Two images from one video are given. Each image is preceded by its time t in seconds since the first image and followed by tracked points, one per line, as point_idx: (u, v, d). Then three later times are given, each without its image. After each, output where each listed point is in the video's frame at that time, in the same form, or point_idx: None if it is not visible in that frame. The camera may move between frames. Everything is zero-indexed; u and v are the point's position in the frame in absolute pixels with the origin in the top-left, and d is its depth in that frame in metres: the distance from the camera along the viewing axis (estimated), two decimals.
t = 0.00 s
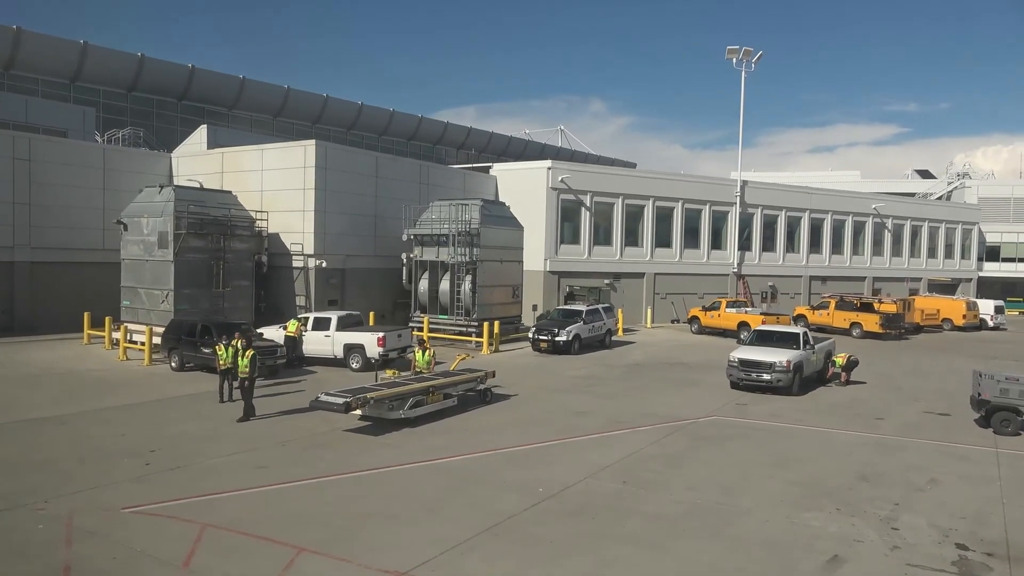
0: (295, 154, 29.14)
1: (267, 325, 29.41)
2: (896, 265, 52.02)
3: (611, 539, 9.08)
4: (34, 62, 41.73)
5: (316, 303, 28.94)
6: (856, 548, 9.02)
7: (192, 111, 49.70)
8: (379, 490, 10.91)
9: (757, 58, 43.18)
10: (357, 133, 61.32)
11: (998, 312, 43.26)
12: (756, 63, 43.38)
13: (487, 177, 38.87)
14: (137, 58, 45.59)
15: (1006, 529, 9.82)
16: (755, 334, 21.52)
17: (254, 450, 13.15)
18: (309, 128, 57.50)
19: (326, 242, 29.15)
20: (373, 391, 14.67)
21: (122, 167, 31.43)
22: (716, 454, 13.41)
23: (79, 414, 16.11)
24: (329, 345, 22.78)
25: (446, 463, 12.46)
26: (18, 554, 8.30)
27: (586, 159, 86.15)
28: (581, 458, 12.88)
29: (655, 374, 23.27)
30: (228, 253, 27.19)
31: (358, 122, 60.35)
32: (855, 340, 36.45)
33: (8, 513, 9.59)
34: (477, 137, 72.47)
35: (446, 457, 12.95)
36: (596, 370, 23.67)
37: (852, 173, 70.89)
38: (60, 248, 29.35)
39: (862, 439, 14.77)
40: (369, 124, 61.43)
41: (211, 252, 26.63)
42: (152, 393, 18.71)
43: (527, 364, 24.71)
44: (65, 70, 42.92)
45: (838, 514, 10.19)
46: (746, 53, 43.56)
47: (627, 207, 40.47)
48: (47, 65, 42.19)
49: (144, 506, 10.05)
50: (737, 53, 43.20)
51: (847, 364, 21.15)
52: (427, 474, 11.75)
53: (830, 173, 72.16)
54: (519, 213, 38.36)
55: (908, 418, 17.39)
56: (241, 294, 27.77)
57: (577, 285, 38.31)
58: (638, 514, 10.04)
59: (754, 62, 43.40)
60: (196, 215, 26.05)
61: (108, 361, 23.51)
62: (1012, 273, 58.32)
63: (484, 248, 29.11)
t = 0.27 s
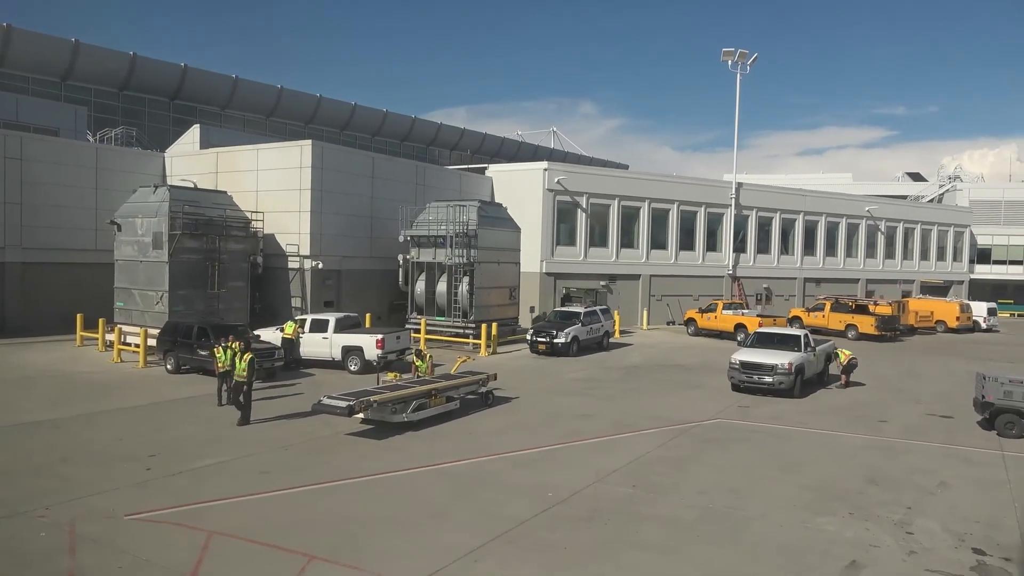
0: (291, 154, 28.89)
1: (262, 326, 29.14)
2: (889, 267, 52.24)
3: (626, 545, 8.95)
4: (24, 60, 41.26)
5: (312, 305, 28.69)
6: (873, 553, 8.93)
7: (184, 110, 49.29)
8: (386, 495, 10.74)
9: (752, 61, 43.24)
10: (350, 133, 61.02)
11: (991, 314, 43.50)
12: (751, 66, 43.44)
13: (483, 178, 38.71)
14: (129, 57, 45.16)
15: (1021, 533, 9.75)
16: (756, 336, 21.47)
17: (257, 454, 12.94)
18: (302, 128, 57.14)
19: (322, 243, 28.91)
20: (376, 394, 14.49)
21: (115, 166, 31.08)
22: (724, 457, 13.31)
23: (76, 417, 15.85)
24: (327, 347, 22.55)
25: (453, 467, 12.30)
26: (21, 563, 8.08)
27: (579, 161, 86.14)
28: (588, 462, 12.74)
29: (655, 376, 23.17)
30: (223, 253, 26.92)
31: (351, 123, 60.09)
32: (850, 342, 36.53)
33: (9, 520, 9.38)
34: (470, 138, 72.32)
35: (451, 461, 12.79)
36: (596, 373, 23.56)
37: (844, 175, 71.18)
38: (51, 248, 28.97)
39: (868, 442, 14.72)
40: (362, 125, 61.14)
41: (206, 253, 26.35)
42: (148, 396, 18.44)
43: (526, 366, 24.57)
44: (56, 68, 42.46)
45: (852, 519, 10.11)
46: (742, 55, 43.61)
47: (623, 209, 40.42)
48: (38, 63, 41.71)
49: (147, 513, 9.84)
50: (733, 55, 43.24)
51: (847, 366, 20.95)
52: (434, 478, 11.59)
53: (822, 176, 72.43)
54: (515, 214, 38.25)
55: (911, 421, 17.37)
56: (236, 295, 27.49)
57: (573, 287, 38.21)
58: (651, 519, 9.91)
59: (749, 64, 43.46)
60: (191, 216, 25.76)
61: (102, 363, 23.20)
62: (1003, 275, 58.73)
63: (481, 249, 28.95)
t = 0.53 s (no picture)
0: (283, 154, 28.62)
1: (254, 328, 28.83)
2: (878, 269, 52.57)
3: (636, 551, 8.83)
4: (10, 57, 40.66)
5: (304, 306, 28.42)
6: (885, 557, 8.86)
7: (172, 110, 48.79)
8: (389, 501, 10.57)
9: (744, 63, 43.35)
10: (340, 134, 60.67)
11: (980, 315, 43.84)
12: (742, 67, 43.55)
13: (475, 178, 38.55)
14: (117, 55, 44.64)
15: None
16: (753, 338, 21.44)
17: (255, 458, 12.73)
18: (292, 128, 56.73)
19: (315, 244, 28.65)
20: (375, 397, 14.31)
21: (104, 166, 30.68)
22: (727, 460, 13.23)
23: (67, 421, 15.55)
24: (321, 349, 22.32)
25: (455, 471, 12.14)
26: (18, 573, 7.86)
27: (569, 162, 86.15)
28: (592, 465, 12.62)
29: (651, 378, 23.11)
30: (215, 254, 26.61)
31: (341, 123, 59.73)
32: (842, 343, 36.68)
33: (4, 528, 9.13)
34: (460, 139, 72.15)
35: (454, 465, 12.62)
36: (592, 374, 23.47)
37: (833, 177, 71.60)
38: (39, 248, 28.52)
39: (869, 445, 14.69)
40: (352, 125, 60.79)
41: (197, 253, 26.03)
42: (141, 399, 18.16)
43: (522, 368, 24.44)
44: (43, 66, 41.89)
45: (860, 522, 10.04)
46: (733, 57, 43.71)
47: (616, 210, 40.39)
48: (23, 61, 41.11)
49: (146, 520, 9.62)
50: (725, 57, 43.34)
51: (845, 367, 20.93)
52: (437, 483, 11.42)
53: (811, 177, 72.82)
54: (508, 216, 38.13)
55: (910, 422, 17.38)
56: (228, 296, 27.17)
57: (566, 288, 38.13)
58: (660, 524, 9.80)
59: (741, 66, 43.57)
60: (182, 216, 25.44)
61: (92, 365, 22.83)
62: (990, 277, 59.29)
63: (476, 250, 28.80)
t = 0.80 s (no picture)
0: (280, 153, 28.38)
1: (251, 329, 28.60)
2: (873, 269, 52.75)
3: (653, 556, 8.73)
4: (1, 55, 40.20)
5: (302, 307, 28.20)
6: (902, 561, 8.79)
7: (166, 109, 48.39)
8: (399, 504, 10.42)
9: (739, 63, 43.38)
10: (335, 134, 60.37)
11: (974, 315, 44.04)
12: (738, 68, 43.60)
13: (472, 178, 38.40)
14: (109, 54, 44.24)
15: None
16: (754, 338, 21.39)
17: (259, 462, 12.55)
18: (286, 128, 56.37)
19: (312, 244, 28.43)
20: (380, 399, 14.14)
21: (98, 165, 30.35)
22: (736, 461, 13.16)
23: (66, 424, 15.32)
24: (320, 350, 22.11)
25: (463, 474, 12.01)
26: None
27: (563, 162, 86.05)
28: (601, 467, 12.51)
29: (652, 379, 23.03)
30: (212, 254, 26.37)
31: (336, 123, 59.41)
32: (839, 343, 36.75)
33: (8, 534, 8.93)
34: (454, 139, 71.97)
35: (461, 467, 12.48)
36: (592, 375, 23.38)
37: (827, 178, 71.84)
38: (32, 248, 28.19)
39: (875, 446, 14.65)
40: (346, 124, 60.48)
41: (194, 254, 25.78)
42: (140, 401, 17.92)
43: (522, 368, 24.33)
44: (34, 64, 41.43)
45: (874, 526, 9.97)
46: (729, 58, 43.76)
47: (613, 211, 40.33)
48: (14, 59, 40.64)
49: (153, 525, 9.44)
50: (721, 57, 43.39)
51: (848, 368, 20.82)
52: (446, 486, 11.27)
53: (805, 178, 73.04)
54: (506, 216, 38.01)
55: (913, 423, 17.37)
56: (224, 297, 26.93)
57: (563, 288, 38.05)
58: (674, 528, 9.69)
59: (737, 67, 43.61)
60: (179, 215, 25.18)
61: (87, 366, 22.54)
62: (983, 277, 59.64)
63: (474, 251, 28.66)
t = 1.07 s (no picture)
0: (282, 151, 28.20)
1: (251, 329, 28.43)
2: (871, 269, 52.81)
3: (674, 560, 8.62)
4: None
5: (303, 307, 28.02)
6: (926, 564, 8.71)
7: (163, 107, 48.11)
8: (413, 507, 10.31)
9: (740, 63, 43.35)
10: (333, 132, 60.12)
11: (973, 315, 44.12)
12: (739, 67, 43.57)
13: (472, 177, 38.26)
14: (107, 51, 43.96)
15: None
16: (760, 338, 21.33)
17: (268, 464, 12.40)
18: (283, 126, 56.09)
19: (313, 243, 28.26)
20: (389, 400, 14.02)
21: (96, 163, 30.12)
22: (749, 463, 13.08)
23: (69, 425, 15.14)
24: (323, 349, 21.95)
25: (476, 476, 11.90)
26: None
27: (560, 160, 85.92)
28: (614, 469, 12.41)
29: (657, 379, 22.96)
30: (213, 254, 26.19)
31: (333, 122, 59.16)
32: (839, 343, 36.75)
33: (18, 538, 8.78)
34: (452, 137, 71.80)
35: (473, 469, 12.37)
36: (597, 375, 23.30)
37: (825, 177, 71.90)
38: (30, 247, 27.95)
39: (886, 447, 14.59)
40: (344, 123, 60.24)
41: (195, 253, 25.59)
42: (143, 401, 17.75)
43: (525, 368, 24.23)
44: (31, 62, 41.13)
45: (894, 528, 9.90)
46: (730, 57, 43.71)
47: (613, 210, 40.25)
48: (11, 56, 40.34)
49: (165, 529, 9.29)
50: (721, 56, 43.35)
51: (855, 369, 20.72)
52: (459, 489, 11.16)
53: (803, 177, 73.10)
54: (506, 215, 37.89)
55: (922, 424, 17.33)
56: (225, 296, 26.76)
57: (564, 288, 37.96)
58: (693, 531, 9.60)
59: (737, 66, 43.59)
60: (180, 214, 24.99)
61: (88, 366, 22.34)
62: (980, 277, 59.79)
63: (477, 250, 28.54)
